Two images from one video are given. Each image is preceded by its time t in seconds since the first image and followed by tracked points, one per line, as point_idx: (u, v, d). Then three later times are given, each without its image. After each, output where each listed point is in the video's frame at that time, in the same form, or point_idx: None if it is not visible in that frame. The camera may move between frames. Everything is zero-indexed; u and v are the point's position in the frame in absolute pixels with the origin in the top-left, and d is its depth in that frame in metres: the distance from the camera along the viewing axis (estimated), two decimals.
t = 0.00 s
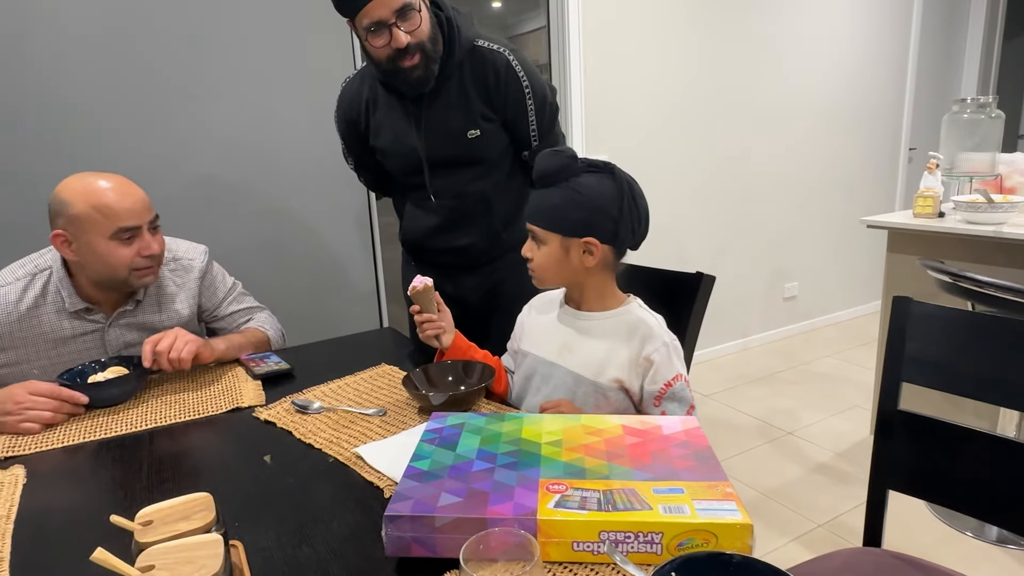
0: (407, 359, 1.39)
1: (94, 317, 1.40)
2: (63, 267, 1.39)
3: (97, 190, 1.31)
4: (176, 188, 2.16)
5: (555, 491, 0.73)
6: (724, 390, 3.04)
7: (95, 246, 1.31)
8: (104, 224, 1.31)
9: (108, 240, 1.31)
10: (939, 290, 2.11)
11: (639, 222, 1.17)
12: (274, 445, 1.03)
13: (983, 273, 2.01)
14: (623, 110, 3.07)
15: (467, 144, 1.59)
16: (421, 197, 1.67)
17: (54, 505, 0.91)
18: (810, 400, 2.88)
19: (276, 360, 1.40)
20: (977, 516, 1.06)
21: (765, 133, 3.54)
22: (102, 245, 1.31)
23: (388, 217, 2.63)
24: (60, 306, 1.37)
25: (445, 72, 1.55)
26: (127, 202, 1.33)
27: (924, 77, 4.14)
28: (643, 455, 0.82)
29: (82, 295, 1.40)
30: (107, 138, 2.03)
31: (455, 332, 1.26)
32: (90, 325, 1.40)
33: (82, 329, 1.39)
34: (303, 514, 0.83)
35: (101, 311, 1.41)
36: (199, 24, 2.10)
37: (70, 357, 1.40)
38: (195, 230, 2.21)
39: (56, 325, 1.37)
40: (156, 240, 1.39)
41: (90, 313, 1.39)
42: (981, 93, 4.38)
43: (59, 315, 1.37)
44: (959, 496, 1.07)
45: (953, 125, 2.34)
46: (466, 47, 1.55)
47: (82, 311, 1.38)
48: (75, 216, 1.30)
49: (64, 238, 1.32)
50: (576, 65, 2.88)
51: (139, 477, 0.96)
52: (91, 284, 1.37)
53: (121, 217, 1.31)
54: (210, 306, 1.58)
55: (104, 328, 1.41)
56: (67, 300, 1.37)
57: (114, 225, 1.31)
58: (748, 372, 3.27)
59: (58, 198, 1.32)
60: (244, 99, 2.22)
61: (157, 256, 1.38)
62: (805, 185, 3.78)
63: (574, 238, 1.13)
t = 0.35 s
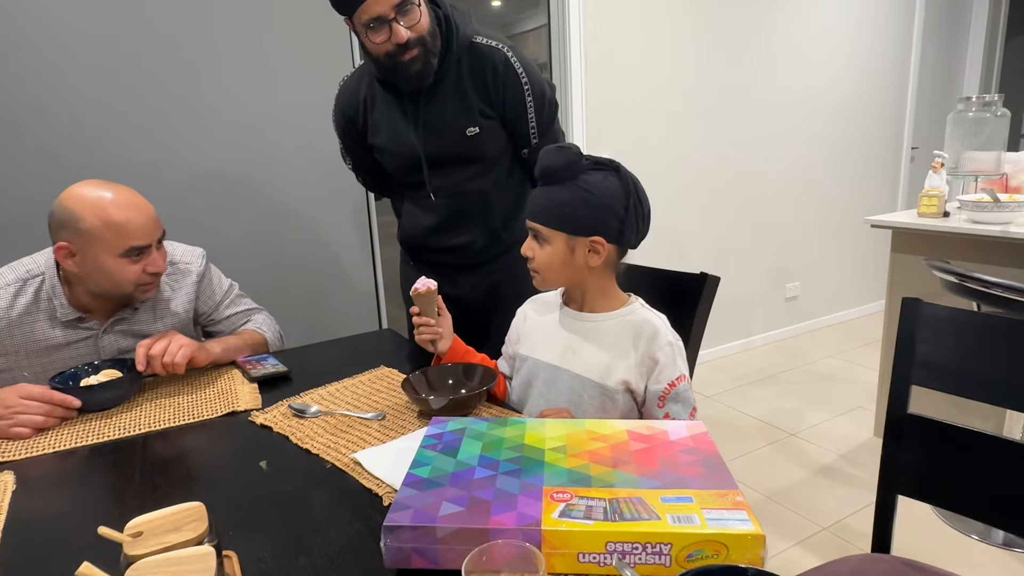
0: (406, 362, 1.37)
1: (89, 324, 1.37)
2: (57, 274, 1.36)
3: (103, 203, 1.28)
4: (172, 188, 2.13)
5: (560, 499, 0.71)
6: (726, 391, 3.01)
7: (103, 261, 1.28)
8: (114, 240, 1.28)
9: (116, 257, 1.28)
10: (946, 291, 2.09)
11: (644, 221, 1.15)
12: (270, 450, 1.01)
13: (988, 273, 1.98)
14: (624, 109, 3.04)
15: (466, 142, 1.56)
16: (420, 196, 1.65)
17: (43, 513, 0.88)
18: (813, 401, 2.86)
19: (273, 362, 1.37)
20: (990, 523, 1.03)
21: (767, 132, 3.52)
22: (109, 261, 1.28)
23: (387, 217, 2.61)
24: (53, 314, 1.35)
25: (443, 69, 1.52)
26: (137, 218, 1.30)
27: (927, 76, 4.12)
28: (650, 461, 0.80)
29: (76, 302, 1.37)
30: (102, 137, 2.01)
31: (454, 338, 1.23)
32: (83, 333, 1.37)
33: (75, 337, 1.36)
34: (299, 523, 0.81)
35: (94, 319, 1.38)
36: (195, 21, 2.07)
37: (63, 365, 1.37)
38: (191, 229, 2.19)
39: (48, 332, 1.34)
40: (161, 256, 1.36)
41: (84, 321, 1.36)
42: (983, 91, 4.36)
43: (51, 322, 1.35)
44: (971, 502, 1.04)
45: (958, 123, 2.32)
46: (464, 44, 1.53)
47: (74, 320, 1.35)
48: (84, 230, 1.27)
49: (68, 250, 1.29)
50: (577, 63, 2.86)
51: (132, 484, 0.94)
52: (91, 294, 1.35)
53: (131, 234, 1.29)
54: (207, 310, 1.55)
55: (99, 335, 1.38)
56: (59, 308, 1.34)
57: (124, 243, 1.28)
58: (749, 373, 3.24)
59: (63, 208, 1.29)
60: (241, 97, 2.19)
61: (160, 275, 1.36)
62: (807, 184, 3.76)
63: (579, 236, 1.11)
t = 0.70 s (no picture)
0: (403, 366, 1.32)
1: (68, 326, 1.34)
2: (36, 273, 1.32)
3: (79, 203, 1.22)
4: (164, 187, 2.08)
5: (568, 516, 0.67)
6: (727, 393, 2.98)
7: (71, 263, 1.23)
8: (82, 242, 1.22)
9: (84, 260, 1.23)
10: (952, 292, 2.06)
11: (649, 218, 1.11)
12: (260, 460, 0.96)
13: (996, 274, 1.95)
14: (623, 108, 3.01)
15: (463, 131, 1.52)
16: (414, 190, 1.60)
17: (20, 527, 0.84)
18: (815, 404, 2.82)
19: (265, 367, 1.33)
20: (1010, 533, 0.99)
21: (767, 131, 3.49)
22: (77, 263, 1.23)
23: (384, 217, 2.56)
24: (31, 315, 1.31)
25: (440, 56, 1.49)
26: (109, 221, 1.24)
27: (927, 75, 4.10)
28: (661, 473, 0.75)
29: (53, 303, 1.33)
30: (92, 135, 1.95)
31: (452, 343, 1.19)
32: (63, 335, 1.33)
33: (54, 339, 1.33)
34: (292, 539, 0.76)
35: (73, 319, 1.35)
36: (186, 17, 2.02)
37: (43, 368, 1.33)
38: (183, 230, 2.14)
39: (27, 334, 1.31)
40: (136, 261, 1.30)
41: (64, 322, 1.33)
42: (983, 90, 4.34)
43: (29, 324, 1.31)
44: (991, 511, 1.00)
45: (963, 122, 2.29)
46: (463, 32, 1.49)
47: (53, 321, 1.32)
48: (53, 230, 1.22)
49: (38, 247, 1.25)
50: (576, 62, 2.82)
51: (116, 496, 0.89)
52: (61, 295, 1.30)
53: (101, 238, 1.23)
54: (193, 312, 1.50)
55: (78, 338, 1.35)
56: (37, 308, 1.30)
57: (93, 246, 1.23)
58: (750, 375, 3.21)
59: (38, 205, 1.24)
60: (234, 95, 2.14)
61: (132, 280, 1.30)
62: (808, 184, 3.73)
63: (583, 238, 1.07)
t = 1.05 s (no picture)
0: (398, 370, 1.29)
1: (40, 315, 1.29)
2: None
3: (38, 179, 1.18)
4: (153, 186, 2.04)
5: (574, 527, 0.63)
6: (725, 395, 2.95)
7: (33, 240, 1.19)
8: (44, 217, 1.18)
9: (47, 235, 1.19)
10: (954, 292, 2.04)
11: (645, 217, 1.08)
12: (250, 468, 0.93)
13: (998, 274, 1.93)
14: (621, 108, 2.98)
15: (456, 122, 1.49)
16: (405, 184, 1.56)
17: None
18: (815, 405, 2.80)
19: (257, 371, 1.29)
20: None
21: (765, 131, 3.47)
22: (40, 239, 1.19)
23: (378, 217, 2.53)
24: None
25: (433, 46, 1.45)
26: (70, 194, 1.19)
27: (923, 76, 4.10)
28: (670, 482, 0.72)
29: (21, 291, 1.29)
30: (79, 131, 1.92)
31: (451, 345, 1.17)
32: (36, 323, 1.28)
33: (27, 329, 1.28)
34: (282, 551, 0.73)
35: (44, 307, 1.30)
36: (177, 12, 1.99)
37: (19, 362, 1.29)
38: (173, 229, 2.10)
39: None
40: (102, 237, 1.26)
41: (35, 310, 1.29)
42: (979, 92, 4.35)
43: None
44: (1004, 517, 0.97)
45: (964, 122, 2.28)
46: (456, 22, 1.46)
47: (24, 310, 1.27)
48: (13, 207, 1.18)
49: None
50: (574, 61, 2.79)
51: (98, 505, 0.86)
52: (26, 278, 1.25)
53: (62, 210, 1.18)
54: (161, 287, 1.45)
55: (53, 326, 1.30)
56: (6, 299, 1.26)
57: (54, 219, 1.18)
58: (748, 376, 3.19)
59: None
60: (226, 92, 2.11)
61: (100, 256, 1.26)
62: (806, 185, 3.71)
63: (576, 239, 1.04)
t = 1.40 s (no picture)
0: (384, 381, 1.25)
1: None
2: None
3: None
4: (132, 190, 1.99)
5: (569, 555, 0.60)
6: (716, 403, 2.93)
7: None
8: None
9: None
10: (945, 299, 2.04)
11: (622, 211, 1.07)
12: (227, 487, 0.88)
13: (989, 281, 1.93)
14: (612, 112, 2.97)
15: (440, 123, 1.46)
16: (388, 188, 1.53)
17: None
18: (806, 412, 2.79)
19: (237, 383, 1.24)
20: None
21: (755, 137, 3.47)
22: None
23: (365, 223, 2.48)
24: None
25: (414, 45, 1.42)
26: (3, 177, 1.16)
27: (909, 84, 4.13)
28: (669, 504, 0.69)
29: None
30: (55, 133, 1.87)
31: (441, 355, 1.11)
32: None
33: None
34: None
35: None
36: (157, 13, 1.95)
37: None
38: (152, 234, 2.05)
39: None
40: (38, 223, 1.23)
41: None
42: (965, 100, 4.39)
43: None
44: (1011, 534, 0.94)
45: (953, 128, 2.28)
46: (439, 22, 1.43)
47: None
48: None
49: None
50: (565, 65, 2.77)
51: (63, 528, 0.81)
52: None
53: None
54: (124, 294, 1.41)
55: (8, 330, 1.29)
56: None
57: None
58: (739, 383, 3.17)
59: None
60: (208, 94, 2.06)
61: (38, 243, 1.22)
62: (795, 191, 3.72)
63: (602, 237, 0.96)
